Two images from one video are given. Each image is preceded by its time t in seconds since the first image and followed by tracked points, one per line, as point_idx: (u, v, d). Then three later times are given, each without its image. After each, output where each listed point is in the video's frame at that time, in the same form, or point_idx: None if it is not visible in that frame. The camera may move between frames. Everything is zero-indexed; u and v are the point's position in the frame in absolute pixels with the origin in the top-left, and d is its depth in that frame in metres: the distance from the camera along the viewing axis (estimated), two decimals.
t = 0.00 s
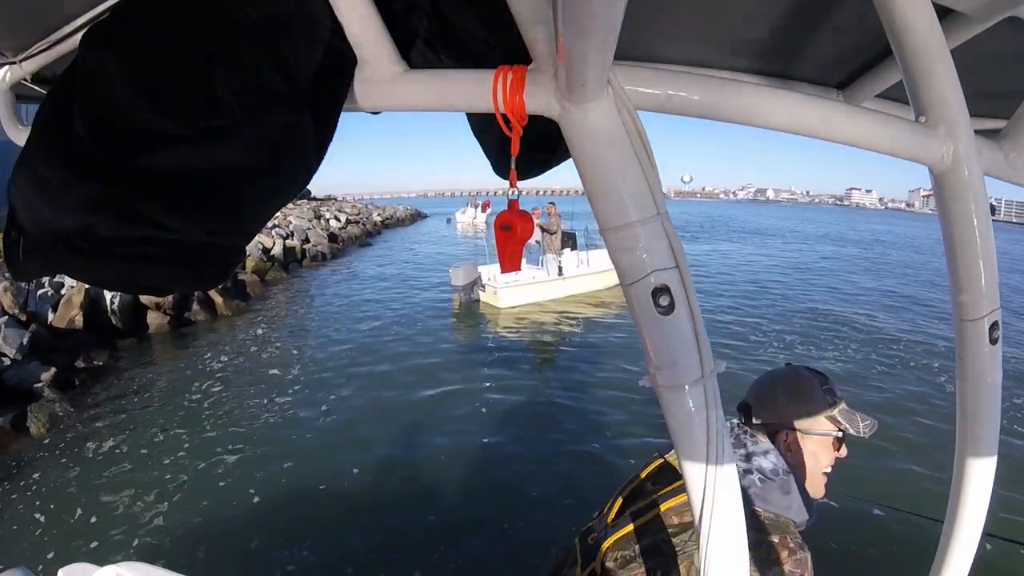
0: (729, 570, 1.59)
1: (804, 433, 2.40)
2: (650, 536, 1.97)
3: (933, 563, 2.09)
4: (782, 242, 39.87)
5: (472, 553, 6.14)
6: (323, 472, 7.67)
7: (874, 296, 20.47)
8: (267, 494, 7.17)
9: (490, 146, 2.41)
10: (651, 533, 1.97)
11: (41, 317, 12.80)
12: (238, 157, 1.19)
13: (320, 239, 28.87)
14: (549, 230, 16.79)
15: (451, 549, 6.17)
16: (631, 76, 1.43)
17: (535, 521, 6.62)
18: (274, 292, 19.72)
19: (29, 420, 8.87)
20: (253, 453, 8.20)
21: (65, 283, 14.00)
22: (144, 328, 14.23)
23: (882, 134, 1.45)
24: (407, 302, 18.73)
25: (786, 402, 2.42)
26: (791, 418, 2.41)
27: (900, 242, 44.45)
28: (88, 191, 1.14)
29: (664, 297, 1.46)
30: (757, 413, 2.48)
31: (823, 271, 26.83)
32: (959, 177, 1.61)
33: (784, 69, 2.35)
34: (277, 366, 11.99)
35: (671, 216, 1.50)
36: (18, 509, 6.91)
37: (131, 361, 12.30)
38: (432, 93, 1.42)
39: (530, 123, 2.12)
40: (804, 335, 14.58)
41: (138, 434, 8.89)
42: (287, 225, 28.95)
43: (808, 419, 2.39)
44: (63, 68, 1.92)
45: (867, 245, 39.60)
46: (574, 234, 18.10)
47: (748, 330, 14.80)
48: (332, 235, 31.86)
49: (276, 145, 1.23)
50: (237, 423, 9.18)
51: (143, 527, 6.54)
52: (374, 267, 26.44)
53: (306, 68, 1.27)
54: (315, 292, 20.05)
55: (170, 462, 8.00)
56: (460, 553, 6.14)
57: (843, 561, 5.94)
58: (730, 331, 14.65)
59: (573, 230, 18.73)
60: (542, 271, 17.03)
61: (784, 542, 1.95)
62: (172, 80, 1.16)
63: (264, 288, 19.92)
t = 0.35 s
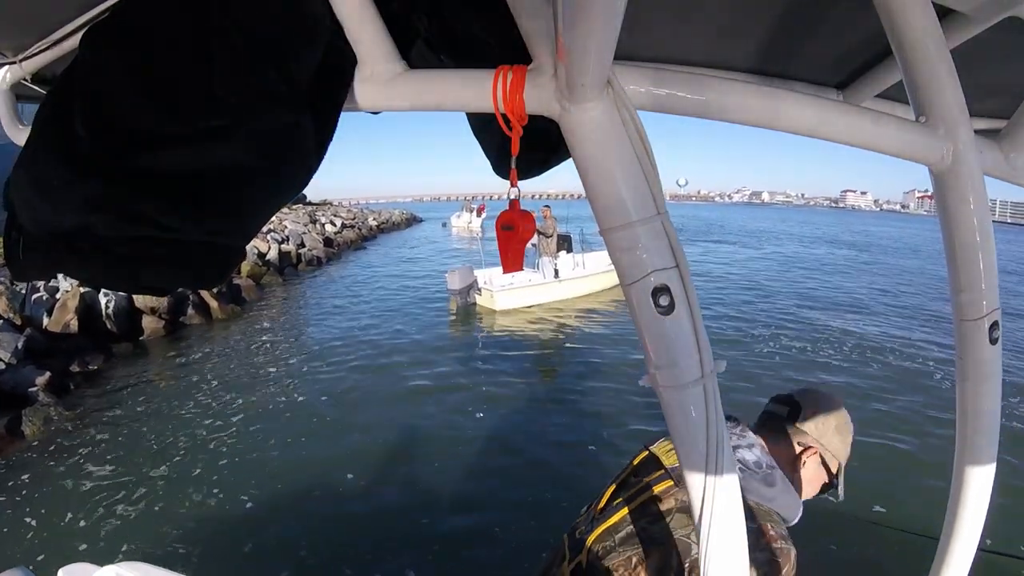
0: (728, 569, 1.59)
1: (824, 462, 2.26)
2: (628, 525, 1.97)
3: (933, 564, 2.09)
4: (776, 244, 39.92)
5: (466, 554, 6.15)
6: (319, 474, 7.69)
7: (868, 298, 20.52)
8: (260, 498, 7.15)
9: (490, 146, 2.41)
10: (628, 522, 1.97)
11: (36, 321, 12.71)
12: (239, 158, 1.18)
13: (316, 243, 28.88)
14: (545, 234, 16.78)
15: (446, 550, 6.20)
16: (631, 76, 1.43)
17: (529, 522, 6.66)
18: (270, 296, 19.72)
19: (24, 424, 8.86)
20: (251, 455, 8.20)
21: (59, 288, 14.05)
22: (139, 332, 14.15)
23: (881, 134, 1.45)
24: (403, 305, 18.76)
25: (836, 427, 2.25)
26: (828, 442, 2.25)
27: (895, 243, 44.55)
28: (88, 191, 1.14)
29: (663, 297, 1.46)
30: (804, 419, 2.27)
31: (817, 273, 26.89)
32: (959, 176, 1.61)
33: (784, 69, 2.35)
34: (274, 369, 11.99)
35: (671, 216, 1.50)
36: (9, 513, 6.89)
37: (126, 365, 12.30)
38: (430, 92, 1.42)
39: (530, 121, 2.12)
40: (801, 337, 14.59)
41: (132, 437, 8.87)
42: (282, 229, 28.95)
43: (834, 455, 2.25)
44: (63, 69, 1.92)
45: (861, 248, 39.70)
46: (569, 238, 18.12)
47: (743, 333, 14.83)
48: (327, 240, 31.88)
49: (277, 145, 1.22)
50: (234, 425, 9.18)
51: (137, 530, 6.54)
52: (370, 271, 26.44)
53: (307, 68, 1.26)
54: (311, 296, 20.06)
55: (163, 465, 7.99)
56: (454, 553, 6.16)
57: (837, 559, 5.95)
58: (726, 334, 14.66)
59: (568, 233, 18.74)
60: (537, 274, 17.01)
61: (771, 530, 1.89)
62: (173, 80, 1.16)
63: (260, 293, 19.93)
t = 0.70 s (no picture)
0: (729, 570, 1.59)
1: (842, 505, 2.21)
2: (631, 538, 1.96)
3: (933, 564, 2.09)
4: (773, 247, 39.90)
5: (461, 555, 6.15)
6: (316, 474, 7.69)
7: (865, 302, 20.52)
8: (254, 496, 7.15)
9: (490, 146, 2.41)
10: (631, 535, 1.97)
11: (31, 317, 12.69)
12: (240, 158, 1.19)
13: (313, 242, 28.88)
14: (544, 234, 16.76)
15: (440, 552, 6.20)
16: (632, 76, 1.43)
17: (525, 524, 6.65)
18: (266, 295, 19.72)
19: (18, 419, 9.01)
20: (248, 454, 8.20)
21: (55, 286, 14.08)
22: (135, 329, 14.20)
23: (881, 135, 1.45)
24: (401, 305, 18.76)
25: (864, 475, 2.24)
26: (851, 488, 2.22)
27: (891, 247, 44.54)
28: (87, 190, 1.14)
29: (664, 297, 1.46)
30: (834, 459, 2.24)
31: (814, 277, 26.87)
32: (959, 175, 1.61)
33: (784, 68, 2.35)
34: (271, 368, 11.98)
35: (671, 216, 1.50)
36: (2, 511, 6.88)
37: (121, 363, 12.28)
38: (430, 92, 1.42)
39: (530, 122, 2.12)
40: (798, 341, 14.61)
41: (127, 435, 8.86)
42: (280, 227, 28.95)
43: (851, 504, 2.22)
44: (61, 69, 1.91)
45: (858, 252, 39.69)
46: (567, 238, 18.11)
47: (740, 335, 14.83)
48: (325, 239, 31.89)
49: (278, 144, 1.23)
50: (232, 424, 9.18)
51: (132, 529, 6.52)
52: (367, 271, 26.45)
53: (308, 67, 1.26)
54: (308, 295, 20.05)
55: (157, 463, 8.00)
56: (449, 555, 6.16)
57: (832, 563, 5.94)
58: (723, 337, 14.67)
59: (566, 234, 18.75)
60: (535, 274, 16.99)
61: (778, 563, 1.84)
62: (175, 80, 1.16)
63: (256, 291, 19.93)
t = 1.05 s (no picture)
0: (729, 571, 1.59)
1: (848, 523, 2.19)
2: (641, 547, 1.95)
3: (934, 564, 2.09)
4: (770, 252, 39.94)
5: (456, 554, 6.15)
6: (313, 471, 7.70)
7: (862, 310, 20.55)
8: (247, 494, 7.15)
9: (490, 145, 2.41)
10: (641, 544, 1.95)
11: (26, 309, 12.68)
12: (240, 157, 1.19)
13: (310, 239, 28.87)
14: (542, 235, 16.37)
15: (435, 551, 6.20)
16: (632, 77, 1.43)
17: (521, 525, 6.64)
18: (263, 291, 19.71)
19: (10, 413, 8.82)
20: (244, 452, 8.19)
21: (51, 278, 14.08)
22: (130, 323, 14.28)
23: (882, 136, 1.45)
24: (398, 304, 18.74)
25: (876, 494, 2.21)
26: (862, 507, 2.20)
27: (888, 254, 44.61)
28: (85, 190, 1.14)
29: (664, 297, 1.46)
30: (846, 477, 2.22)
31: (811, 283, 26.88)
32: (960, 175, 1.61)
33: (784, 68, 2.35)
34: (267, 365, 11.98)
35: (671, 216, 1.50)
36: None
37: (116, 356, 12.31)
38: (429, 91, 1.42)
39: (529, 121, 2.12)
40: (795, 346, 14.61)
41: (121, 430, 8.86)
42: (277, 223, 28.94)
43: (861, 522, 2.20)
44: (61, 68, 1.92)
45: (855, 258, 39.72)
46: (566, 237, 18.10)
47: (737, 340, 14.84)
48: (323, 235, 31.89)
49: (278, 145, 1.23)
50: (229, 421, 9.17)
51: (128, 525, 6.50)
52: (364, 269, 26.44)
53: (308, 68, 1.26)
54: (305, 292, 20.03)
55: (151, 458, 8.01)
56: (444, 554, 6.15)
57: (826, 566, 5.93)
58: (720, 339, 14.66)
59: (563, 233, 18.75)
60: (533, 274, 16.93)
61: None
62: (177, 80, 1.16)
63: (252, 286, 19.92)
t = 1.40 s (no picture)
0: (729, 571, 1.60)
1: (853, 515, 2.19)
2: (647, 542, 1.93)
3: (934, 563, 2.09)
4: (767, 255, 39.97)
5: (452, 557, 6.13)
6: (310, 472, 7.68)
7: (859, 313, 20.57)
8: (243, 494, 7.15)
9: (490, 145, 2.41)
10: (647, 539, 1.93)
11: (21, 307, 12.56)
12: (240, 158, 1.19)
13: (307, 240, 28.84)
14: (539, 236, 16.17)
15: (431, 550, 6.21)
16: (632, 77, 1.44)
17: (518, 526, 6.65)
18: (260, 291, 19.69)
19: (5, 413, 8.70)
20: (241, 453, 8.19)
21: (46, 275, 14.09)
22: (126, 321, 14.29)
23: (882, 136, 1.45)
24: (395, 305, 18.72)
25: (877, 484, 2.21)
26: (863, 498, 2.20)
27: (886, 257, 44.66)
28: (84, 190, 1.14)
29: (664, 297, 1.46)
30: (845, 470, 2.22)
31: (808, 285, 26.88)
32: (960, 175, 1.61)
33: (785, 68, 2.34)
34: (264, 365, 11.97)
35: (672, 216, 1.50)
36: None
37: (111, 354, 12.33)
38: (431, 91, 1.42)
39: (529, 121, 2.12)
40: (792, 349, 14.61)
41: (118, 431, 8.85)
42: (274, 222, 28.90)
43: (864, 513, 2.20)
44: (62, 71, 1.92)
45: (852, 262, 39.75)
46: (563, 239, 18.08)
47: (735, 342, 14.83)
48: (320, 235, 31.87)
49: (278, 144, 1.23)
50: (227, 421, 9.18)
51: (126, 526, 6.50)
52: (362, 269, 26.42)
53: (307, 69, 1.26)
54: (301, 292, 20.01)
55: (147, 459, 8.00)
56: (441, 555, 6.16)
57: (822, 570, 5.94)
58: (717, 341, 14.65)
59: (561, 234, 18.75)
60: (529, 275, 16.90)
61: None
62: (178, 79, 1.17)
63: (248, 286, 19.91)
